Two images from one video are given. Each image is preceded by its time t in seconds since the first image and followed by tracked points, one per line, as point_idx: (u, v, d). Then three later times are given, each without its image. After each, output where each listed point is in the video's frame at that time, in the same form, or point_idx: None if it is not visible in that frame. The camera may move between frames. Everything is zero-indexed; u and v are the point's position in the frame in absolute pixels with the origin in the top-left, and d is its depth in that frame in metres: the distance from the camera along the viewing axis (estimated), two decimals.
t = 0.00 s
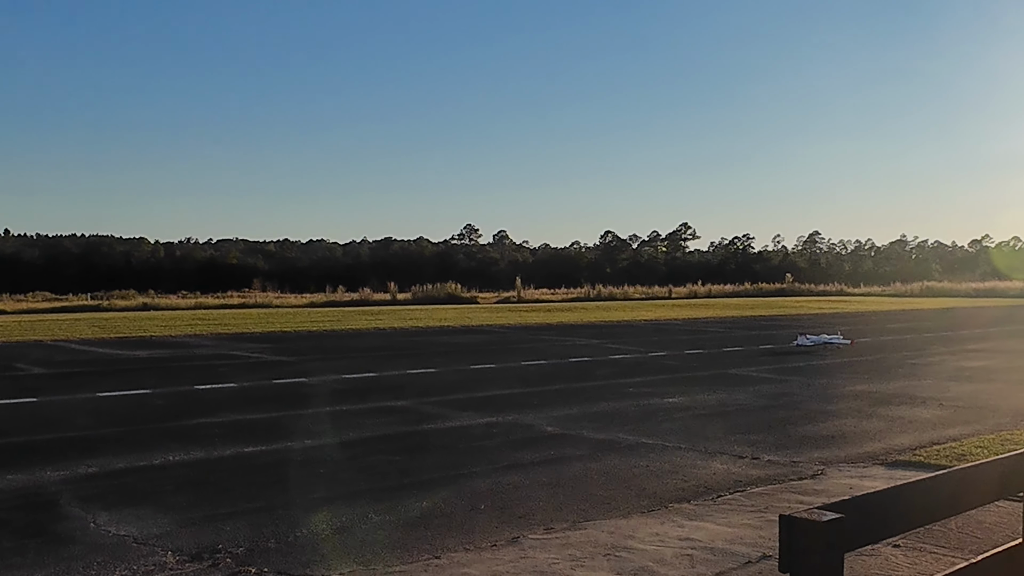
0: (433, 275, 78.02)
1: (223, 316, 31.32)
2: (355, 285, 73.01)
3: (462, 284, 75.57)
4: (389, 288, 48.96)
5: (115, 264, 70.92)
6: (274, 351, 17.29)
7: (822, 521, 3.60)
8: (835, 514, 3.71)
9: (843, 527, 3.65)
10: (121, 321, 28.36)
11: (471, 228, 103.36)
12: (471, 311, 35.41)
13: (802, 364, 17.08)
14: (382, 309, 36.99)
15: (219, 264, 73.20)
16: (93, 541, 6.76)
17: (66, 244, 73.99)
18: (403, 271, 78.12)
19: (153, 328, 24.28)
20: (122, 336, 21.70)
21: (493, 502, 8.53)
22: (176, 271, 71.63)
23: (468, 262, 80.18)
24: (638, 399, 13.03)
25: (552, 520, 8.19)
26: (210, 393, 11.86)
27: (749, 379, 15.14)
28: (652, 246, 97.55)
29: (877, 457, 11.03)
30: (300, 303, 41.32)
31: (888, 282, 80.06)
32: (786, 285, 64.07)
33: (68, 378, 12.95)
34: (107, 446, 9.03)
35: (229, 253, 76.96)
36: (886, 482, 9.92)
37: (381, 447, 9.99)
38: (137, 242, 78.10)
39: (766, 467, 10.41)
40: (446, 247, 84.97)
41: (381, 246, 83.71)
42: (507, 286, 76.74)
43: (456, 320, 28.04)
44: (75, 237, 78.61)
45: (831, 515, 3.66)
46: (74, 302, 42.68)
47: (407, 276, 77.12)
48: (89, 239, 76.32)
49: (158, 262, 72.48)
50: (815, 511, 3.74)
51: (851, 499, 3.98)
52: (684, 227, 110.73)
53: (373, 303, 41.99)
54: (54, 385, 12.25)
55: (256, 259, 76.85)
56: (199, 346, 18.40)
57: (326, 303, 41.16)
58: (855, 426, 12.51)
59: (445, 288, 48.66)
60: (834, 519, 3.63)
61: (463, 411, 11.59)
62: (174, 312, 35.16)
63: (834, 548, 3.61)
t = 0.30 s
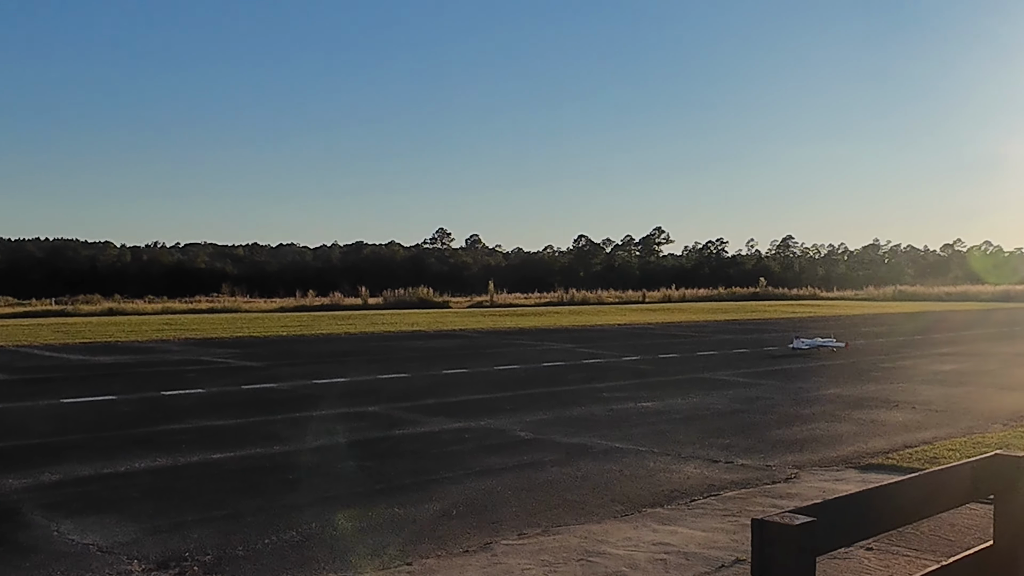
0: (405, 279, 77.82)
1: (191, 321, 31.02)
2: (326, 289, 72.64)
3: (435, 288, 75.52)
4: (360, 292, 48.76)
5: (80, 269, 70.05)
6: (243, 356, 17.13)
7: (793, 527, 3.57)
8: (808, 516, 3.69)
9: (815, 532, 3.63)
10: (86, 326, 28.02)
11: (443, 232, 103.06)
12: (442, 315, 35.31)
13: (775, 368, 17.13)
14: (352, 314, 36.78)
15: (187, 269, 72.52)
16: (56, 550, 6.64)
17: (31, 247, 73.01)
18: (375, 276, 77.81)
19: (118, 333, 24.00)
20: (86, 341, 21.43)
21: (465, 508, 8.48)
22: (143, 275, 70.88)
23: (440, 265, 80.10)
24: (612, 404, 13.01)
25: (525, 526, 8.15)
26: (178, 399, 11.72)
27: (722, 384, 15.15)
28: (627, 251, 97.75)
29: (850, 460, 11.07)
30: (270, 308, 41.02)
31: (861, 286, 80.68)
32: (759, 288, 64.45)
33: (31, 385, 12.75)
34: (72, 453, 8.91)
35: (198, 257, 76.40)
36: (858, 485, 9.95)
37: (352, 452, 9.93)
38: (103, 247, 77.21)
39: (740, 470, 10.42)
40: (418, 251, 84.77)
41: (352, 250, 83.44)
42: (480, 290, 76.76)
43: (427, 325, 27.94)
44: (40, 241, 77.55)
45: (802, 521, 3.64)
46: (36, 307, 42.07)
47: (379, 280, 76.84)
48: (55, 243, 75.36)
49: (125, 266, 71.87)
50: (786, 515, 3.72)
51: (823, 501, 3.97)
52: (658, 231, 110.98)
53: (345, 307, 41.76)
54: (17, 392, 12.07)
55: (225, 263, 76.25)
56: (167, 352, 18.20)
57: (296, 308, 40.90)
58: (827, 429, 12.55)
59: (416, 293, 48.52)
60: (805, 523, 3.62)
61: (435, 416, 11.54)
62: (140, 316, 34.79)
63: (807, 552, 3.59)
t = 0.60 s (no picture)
0: (381, 284, 77.55)
1: (163, 325, 30.73)
2: (302, 294, 72.20)
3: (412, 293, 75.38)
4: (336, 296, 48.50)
5: (50, 273, 69.14)
6: (217, 361, 16.99)
7: (769, 530, 3.56)
8: (785, 520, 3.69)
9: (791, 535, 3.61)
10: (57, 331, 27.70)
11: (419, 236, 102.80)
12: (417, 319, 35.17)
13: (752, 371, 17.16)
14: (327, 318, 36.57)
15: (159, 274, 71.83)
16: (25, 559, 6.55)
17: None
18: (351, 280, 77.48)
19: (89, 338, 23.73)
20: (55, 346, 21.17)
21: (442, 513, 8.42)
22: (114, 280, 70.09)
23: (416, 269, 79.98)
24: (590, 408, 12.99)
25: (502, 531, 8.09)
26: (150, 405, 11.60)
27: (701, 387, 15.16)
28: (605, 255, 97.84)
29: (829, 463, 11.08)
30: (244, 312, 40.71)
31: (839, 290, 81.14)
32: (737, 292, 64.72)
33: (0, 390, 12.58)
34: (43, 460, 8.80)
35: (170, 262, 75.75)
36: (836, 488, 9.96)
37: (327, 458, 9.86)
38: (74, 251, 76.29)
39: (718, 474, 10.41)
40: (394, 255, 84.51)
41: (327, 254, 83.09)
42: (458, 295, 76.71)
43: (403, 329, 27.84)
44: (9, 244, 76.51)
45: (778, 524, 3.63)
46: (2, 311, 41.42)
47: (355, 285, 76.52)
48: (25, 248, 74.41)
49: (95, 270, 71.14)
50: (764, 518, 3.70)
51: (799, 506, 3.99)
52: (635, 235, 111.12)
53: (320, 312, 41.52)
54: None
55: (199, 268, 75.63)
56: (139, 357, 18.01)
57: (270, 312, 40.60)
58: (805, 433, 12.57)
59: (392, 297, 48.37)
60: (782, 526, 3.60)
61: (412, 421, 11.48)
62: (111, 321, 34.43)
63: (783, 554, 3.58)
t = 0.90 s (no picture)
0: (356, 287, 77.27)
1: (134, 330, 30.43)
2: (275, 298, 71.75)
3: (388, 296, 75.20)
4: (311, 300, 48.23)
5: (19, 276, 68.28)
6: (189, 366, 16.83)
7: (745, 535, 3.54)
8: (759, 526, 3.68)
9: (765, 540, 3.61)
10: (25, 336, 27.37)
11: (394, 239, 102.33)
12: (392, 323, 35.05)
13: (729, 376, 17.19)
14: (300, 323, 36.37)
15: (130, 277, 71.14)
16: None
17: None
18: (326, 283, 77.12)
19: (58, 343, 23.45)
20: (23, 351, 20.90)
21: (416, 519, 8.35)
22: (84, 283, 69.32)
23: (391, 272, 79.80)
24: (566, 412, 12.97)
25: (478, 536, 8.03)
26: (120, 411, 11.48)
27: (677, 391, 15.17)
28: (583, 258, 97.92)
29: (805, 467, 11.10)
30: (215, 317, 40.40)
31: (816, 293, 81.59)
32: (715, 295, 64.96)
33: None
34: (10, 467, 8.71)
35: (141, 265, 75.03)
36: (812, 492, 9.97)
37: (301, 463, 9.79)
38: (42, 254, 75.40)
39: (694, 478, 10.41)
40: (369, 258, 84.26)
41: (301, 257, 82.66)
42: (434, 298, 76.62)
43: (377, 333, 27.73)
44: None
45: (752, 529, 3.61)
46: None
47: (330, 288, 76.20)
48: None
49: (65, 273, 70.30)
50: (737, 524, 3.68)
51: (772, 510, 3.99)
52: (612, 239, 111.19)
53: (295, 316, 41.25)
54: None
55: (171, 271, 75.01)
56: (109, 362, 17.82)
57: (243, 316, 40.32)
58: (781, 437, 12.58)
59: (367, 301, 48.20)
60: (756, 532, 3.59)
61: (387, 426, 11.42)
62: (80, 326, 34.06)
63: (758, 560, 3.57)
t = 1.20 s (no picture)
0: (336, 291, 77.05)
1: (112, 334, 30.20)
2: (254, 301, 71.44)
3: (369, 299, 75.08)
4: (291, 303, 48.02)
5: None
6: (167, 370, 16.72)
7: (726, 538, 3.54)
8: (740, 528, 3.68)
9: (747, 542, 3.62)
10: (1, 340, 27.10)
11: (376, 242, 102.06)
12: (373, 327, 34.96)
13: (711, 378, 17.19)
14: (281, 326, 36.24)
15: (107, 280, 70.65)
16: None
17: None
18: (306, 287, 76.84)
19: (35, 348, 23.24)
20: None
21: (398, 523, 8.29)
22: (61, 286, 68.81)
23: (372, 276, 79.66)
24: (548, 416, 12.94)
25: (460, 540, 7.98)
26: (98, 415, 11.40)
27: (660, 395, 15.16)
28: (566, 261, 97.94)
29: (788, 469, 11.10)
30: (194, 320, 40.15)
31: (799, 296, 81.91)
32: (698, 298, 65.14)
33: None
34: None
35: (119, 268, 74.54)
36: (794, 494, 9.97)
37: (281, 468, 9.73)
38: (18, 257, 74.76)
39: (677, 481, 10.39)
40: (350, 262, 84.04)
41: (281, 261, 82.37)
42: (416, 302, 76.55)
43: (359, 337, 27.62)
44: None
45: (734, 532, 3.61)
46: None
47: (310, 292, 75.95)
48: None
49: (40, 276, 69.72)
50: (719, 527, 3.69)
51: (752, 513, 3.98)
52: (594, 242, 111.24)
53: (275, 319, 41.05)
54: None
55: (148, 275, 74.55)
56: (86, 366, 17.67)
57: (222, 320, 40.10)
58: (763, 439, 12.59)
59: (349, 304, 48.05)
60: (737, 534, 3.59)
61: (369, 430, 11.37)
62: (57, 330, 33.78)
63: (740, 563, 3.57)
